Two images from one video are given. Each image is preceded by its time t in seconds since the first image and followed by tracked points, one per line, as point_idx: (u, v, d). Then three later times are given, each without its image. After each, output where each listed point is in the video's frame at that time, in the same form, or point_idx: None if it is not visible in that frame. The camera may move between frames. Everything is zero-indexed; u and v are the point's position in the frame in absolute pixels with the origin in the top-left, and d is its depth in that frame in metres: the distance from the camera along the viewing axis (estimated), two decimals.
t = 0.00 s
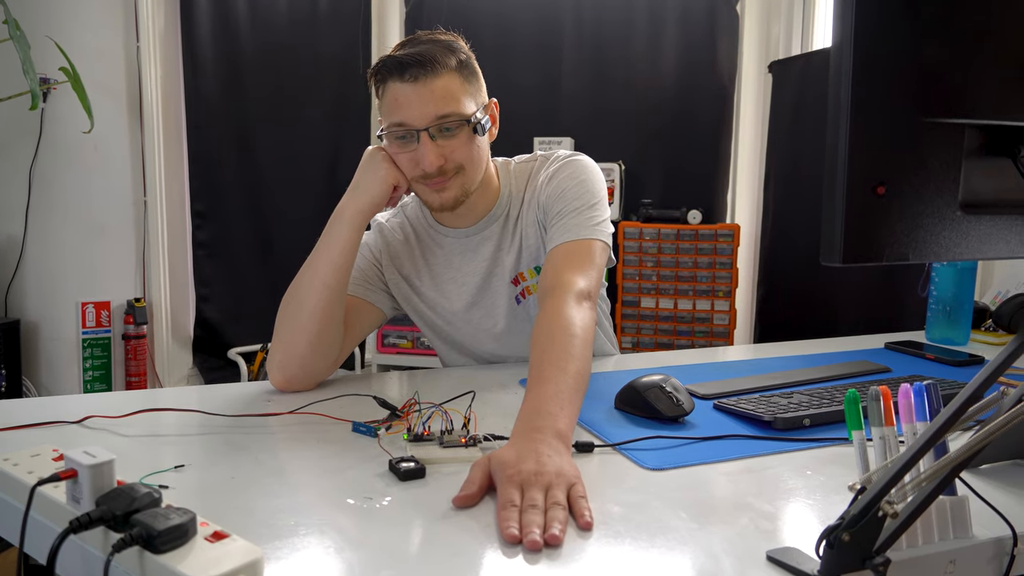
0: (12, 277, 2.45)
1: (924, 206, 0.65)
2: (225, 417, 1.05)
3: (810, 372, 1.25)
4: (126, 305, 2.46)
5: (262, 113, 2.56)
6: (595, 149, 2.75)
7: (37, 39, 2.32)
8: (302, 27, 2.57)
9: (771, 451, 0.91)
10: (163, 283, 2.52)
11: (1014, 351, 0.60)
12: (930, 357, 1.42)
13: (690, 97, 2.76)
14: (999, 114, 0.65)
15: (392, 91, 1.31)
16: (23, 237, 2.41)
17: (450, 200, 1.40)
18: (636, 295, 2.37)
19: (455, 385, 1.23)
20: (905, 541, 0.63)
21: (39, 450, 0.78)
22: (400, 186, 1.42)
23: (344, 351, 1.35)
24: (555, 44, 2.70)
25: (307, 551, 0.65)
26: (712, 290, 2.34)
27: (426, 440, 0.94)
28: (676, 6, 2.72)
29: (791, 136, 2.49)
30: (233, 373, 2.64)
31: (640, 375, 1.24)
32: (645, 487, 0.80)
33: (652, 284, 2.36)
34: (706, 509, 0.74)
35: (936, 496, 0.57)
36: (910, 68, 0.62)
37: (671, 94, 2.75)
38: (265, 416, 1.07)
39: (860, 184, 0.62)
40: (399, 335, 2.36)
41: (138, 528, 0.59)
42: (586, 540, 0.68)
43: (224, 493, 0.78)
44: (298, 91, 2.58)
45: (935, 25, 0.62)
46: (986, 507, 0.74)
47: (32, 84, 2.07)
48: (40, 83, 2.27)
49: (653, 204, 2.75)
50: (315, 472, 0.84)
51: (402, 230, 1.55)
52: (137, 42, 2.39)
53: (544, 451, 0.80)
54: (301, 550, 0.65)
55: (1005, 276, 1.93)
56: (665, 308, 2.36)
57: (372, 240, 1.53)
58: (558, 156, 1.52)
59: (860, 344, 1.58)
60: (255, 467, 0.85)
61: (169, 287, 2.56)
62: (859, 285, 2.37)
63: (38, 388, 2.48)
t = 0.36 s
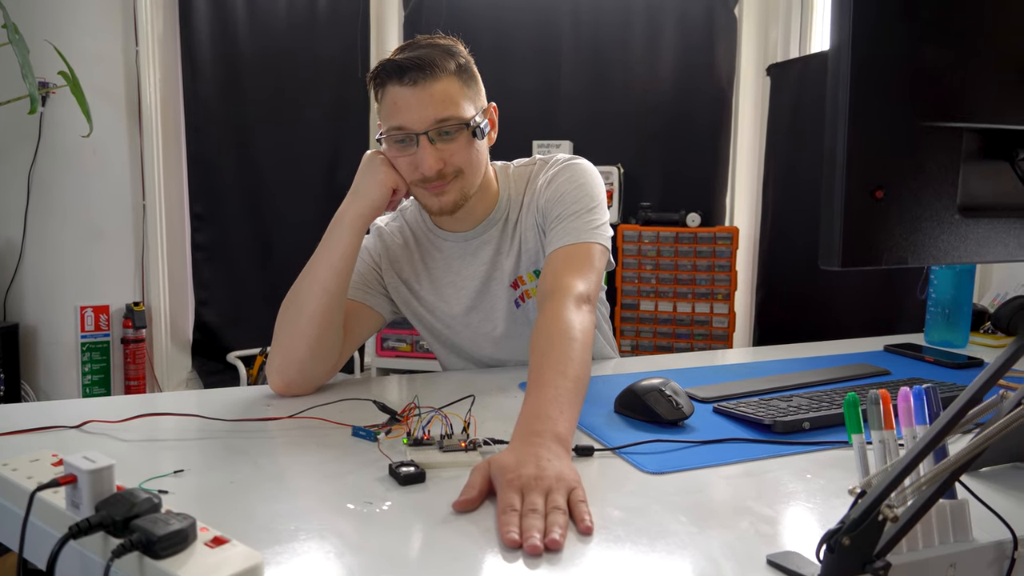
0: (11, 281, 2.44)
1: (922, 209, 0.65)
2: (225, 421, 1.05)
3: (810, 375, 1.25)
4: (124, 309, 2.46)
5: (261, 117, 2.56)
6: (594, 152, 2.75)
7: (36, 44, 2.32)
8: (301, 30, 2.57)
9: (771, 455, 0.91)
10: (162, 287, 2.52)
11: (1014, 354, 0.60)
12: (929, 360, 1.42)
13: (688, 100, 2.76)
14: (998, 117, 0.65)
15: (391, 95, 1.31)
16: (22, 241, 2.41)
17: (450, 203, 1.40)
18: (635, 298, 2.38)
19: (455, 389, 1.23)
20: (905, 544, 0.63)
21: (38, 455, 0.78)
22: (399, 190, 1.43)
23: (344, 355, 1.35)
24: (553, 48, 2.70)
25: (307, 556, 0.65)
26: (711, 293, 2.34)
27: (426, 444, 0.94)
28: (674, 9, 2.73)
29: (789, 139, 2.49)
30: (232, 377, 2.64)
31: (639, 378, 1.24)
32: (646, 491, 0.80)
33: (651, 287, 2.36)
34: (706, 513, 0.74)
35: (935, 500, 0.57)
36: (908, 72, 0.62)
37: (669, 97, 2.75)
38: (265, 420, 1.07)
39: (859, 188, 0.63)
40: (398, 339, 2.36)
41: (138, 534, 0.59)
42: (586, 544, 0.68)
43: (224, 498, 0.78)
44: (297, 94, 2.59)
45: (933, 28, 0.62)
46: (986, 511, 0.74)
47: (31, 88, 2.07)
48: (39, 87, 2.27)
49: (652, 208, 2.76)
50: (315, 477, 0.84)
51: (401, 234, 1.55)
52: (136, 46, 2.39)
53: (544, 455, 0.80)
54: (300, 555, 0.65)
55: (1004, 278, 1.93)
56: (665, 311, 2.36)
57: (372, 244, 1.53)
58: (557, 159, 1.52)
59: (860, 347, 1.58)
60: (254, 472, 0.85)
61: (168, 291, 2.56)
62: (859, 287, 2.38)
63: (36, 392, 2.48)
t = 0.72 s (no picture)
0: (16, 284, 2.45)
1: (932, 212, 0.64)
2: (229, 424, 1.05)
3: (817, 379, 1.24)
4: (129, 311, 2.46)
5: (266, 120, 2.56)
6: (599, 154, 2.75)
7: (41, 47, 2.31)
8: (306, 33, 2.57)
9: (778, 459, 0.90)
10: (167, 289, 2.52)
11: None
12: (937, 364, 1.41)
13: (693, 103, 2.76)
14: (1009, 120, 0.65)
15: (396, 97, 1.31)
16: (28, 244, 2.39)
17: (454, 206, 1.40)
18: (640, 301, 2.37)
19: (459, 392, 1.22)
20: (915, 550, 0.62)
21: (42, 458, 0.78)
22: (404, 192, 1.43)
23: (348, 357, 1.35)
24: (557, 51, 2.70)
25: (311, 560, 0.65)
26: (716, 296, 2.33)
27: (430, 447, 0.94)
28: (679, 12, 2.73)
29: (795, 141, 2.49)
30: (237, 379, 2.64)
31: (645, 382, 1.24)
32: (652, 495, 0.80)
33: (656, 291, 2.36)
34: (712, 517, 0.74)
35: (945, 506, 0.56)
36: (917, 74, 0.62)
37: (673, 100, 2.75)
38: (269, 423, 1.06)
39: (867, 192, 0.62)
40: (402, 341, 2.37)
41: (142, 537, 0.59)
42: (593, 549, 0.67)
43: (228, 501, 0.77)
44: (302, 97, 2.59)
45: (941, 31, 0.62)
46: (996, 517, 0.73)
47: (37, 91, 2.07)
48: (45, 90, 2.28)
49: (657, 211, 2.75)
50: (319, 480, 0.83)
51: (406, 236, 1.54)
52: (141, 49, 2.40)
53: (549, 459, 0.80)
54: (305, 559, 0.65)
55: (1012, 282, 1.92)
56: (669, 314, 2.36)
57: (377, 247, 1.53)
58: (562, 162, 1.52)
59: (866, 351, 1.57)
60: (259, 475, 0.85)
61: (173, 293, 2.56)
62: (863, 289, 2.34)
63: (41, 395, 2.48)
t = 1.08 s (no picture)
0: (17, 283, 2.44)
1: (940, 212, 0.63)
2: (228, 425, 1.04)
3: (821, 380, 1.24)
4: (130, 311, 2.46)
5: (267, 119, 2.56)
6: (601, 155, 2.74)
7: (42, 46, 2.30)
8: (308, 33, 2.57)
9: (782, 461, 0.89)
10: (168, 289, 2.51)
11: None
12: (941, 365, 1.40)
13: (696, 103, 2.75)
14: (1020, 119, 0.63)
15: (398, 95, 1.30)
16: (28, 243, 2.39)
17: (456, 205, 1.39)
18: (642, 301, 2.36)
19: (460, 393, 1.22)
20: (922, 554, 0.61)
21: (40, 459, 0.77)
22: (406, 191, 1.42)
23: (349, 358, 1.34)
24: (560, 51, 2.69)
25: (311, 563, 0.64)
26: (718, 296, 2.33)
27: (431, 448, 0.93)
28: (681, 11, 2.72)
29: (798, 142, 2.48)
30: (237, 379, 2.63)
31: (648, 383, 1.23)
32: (655, 498, 0.79)
33: (658, 291, 2.35)
34: (716, 520, 0.73)
35: (953, 510, 0.55)
36: (925, 72, 0.61)
37: (676, 100, 2.74)
38: (269, 424, 1.06)
39: (875, 191, 0.61)
40: (403, 341, 2.36)
41: (139, 540, 0.58)
42: (595, 552, 0.66)
43: (227, 503, 0.77)
44: (303, 97, 2.58)
45: (950, 28, 0.61)
46: (1004, 520, 0.72)
47: (38, 90, 2.06)
48: (46, 89, 2.27)
49: (659, 211, 2.74)
50: (319, 482, 0.83)
51: (407, 236, 1.54)
52: (143, 48, 2.39)
53: (551, 461, 0.79)
54: (304, 562, 0.64)
55: (1016, 282, 1.91)
56: (671, 315, 2.35)
57: (378, 246, 1.52)
58: (564, 161, 1.51)
59: (870, 352, 1.56)
60: (259, 477, 0.84)
61: (174, 294, 2.56)
62: (866, 289, 2.32)
63: (42, 394, 2.47)
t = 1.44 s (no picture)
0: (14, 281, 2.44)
1: (942, 210, 0.63)
2: (226, 423, 1.04)
3: (820, 378, 1.23)
4: (126, 309, 2.45)
5: (264, 117, 2.55)
6: (600, 153, 2.73)
7: (39, 43, 2.31)
8: (306, 30, 2.56)
9: (782, 460, 0.89)
10: (164, 287, 2.50)
11: None
12: (940, 364, 1.40)
13: (695, 102, 2.75)
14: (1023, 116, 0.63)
15: (396, 92, 1.29)
16: (24, 241, 2.39)
17: (454, 203, 1.38)
18: (640, 300, 2.36)
19: (459, 392, 1.21)
20: (923, 554, 0.61)
21: (35, 458, 0.77)
22: (404, 189, 1.41)
23: (347, 356, 1.34)
24: (559, 49, 2.69)
25: (308, 563, 0.63)
26: (717, 294, 2.32)
27: (429, 447, 0.92)
28: (680, 10, 2.71)
29: (797, 140, 2.48)
30: (234, 378, 2.62)
31: (646, 381, 1.23)
32: (655, 497, 0.78)
33: (656, 289, 2.35)
34: (716, 519, 0.73)
35: (955, 509, 0.54)
36: (927, 70, 0.61)
37: (675, 99, 2.73)
38: (266, 422, 1.05)
39: (877, 189, 0.61)
40: (401, 340, 2.35)
41: (135, 540, 0.57)
42: (594, 552, 0.66)
43: (224, 502, 0.76)
44: (300, 95, 2.57)
45: (952, 25, 0.61)
46: (1006, 520, 0.72)
47: (33, 87, 2.05)
48: (42, 87, 2.27)
49: (658, 209, 2.74)
50: (316, 481, 0.82)
51: (405, 234, 1.53)
52: (139, 46, 2.38)
53: (550, 460, 0.79)
54: (302, 561, 0.64)
55: (1015, 281, 1.91)
56: (669, 313, 2.35)
57: (376, 244, 1.51)
58: (563, 159, 1.50)
59: (869, 351, 1.56)
60: (256, 476, 0.83)
61: (171, 292, 2.55)
62: (866, 288, 2.32)
63: (38, 393, 2.47)
